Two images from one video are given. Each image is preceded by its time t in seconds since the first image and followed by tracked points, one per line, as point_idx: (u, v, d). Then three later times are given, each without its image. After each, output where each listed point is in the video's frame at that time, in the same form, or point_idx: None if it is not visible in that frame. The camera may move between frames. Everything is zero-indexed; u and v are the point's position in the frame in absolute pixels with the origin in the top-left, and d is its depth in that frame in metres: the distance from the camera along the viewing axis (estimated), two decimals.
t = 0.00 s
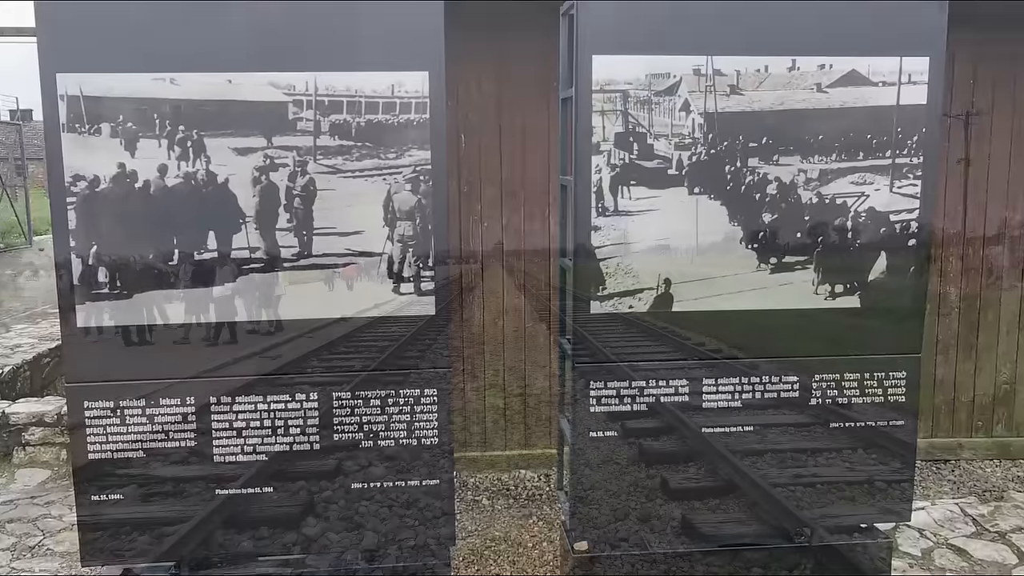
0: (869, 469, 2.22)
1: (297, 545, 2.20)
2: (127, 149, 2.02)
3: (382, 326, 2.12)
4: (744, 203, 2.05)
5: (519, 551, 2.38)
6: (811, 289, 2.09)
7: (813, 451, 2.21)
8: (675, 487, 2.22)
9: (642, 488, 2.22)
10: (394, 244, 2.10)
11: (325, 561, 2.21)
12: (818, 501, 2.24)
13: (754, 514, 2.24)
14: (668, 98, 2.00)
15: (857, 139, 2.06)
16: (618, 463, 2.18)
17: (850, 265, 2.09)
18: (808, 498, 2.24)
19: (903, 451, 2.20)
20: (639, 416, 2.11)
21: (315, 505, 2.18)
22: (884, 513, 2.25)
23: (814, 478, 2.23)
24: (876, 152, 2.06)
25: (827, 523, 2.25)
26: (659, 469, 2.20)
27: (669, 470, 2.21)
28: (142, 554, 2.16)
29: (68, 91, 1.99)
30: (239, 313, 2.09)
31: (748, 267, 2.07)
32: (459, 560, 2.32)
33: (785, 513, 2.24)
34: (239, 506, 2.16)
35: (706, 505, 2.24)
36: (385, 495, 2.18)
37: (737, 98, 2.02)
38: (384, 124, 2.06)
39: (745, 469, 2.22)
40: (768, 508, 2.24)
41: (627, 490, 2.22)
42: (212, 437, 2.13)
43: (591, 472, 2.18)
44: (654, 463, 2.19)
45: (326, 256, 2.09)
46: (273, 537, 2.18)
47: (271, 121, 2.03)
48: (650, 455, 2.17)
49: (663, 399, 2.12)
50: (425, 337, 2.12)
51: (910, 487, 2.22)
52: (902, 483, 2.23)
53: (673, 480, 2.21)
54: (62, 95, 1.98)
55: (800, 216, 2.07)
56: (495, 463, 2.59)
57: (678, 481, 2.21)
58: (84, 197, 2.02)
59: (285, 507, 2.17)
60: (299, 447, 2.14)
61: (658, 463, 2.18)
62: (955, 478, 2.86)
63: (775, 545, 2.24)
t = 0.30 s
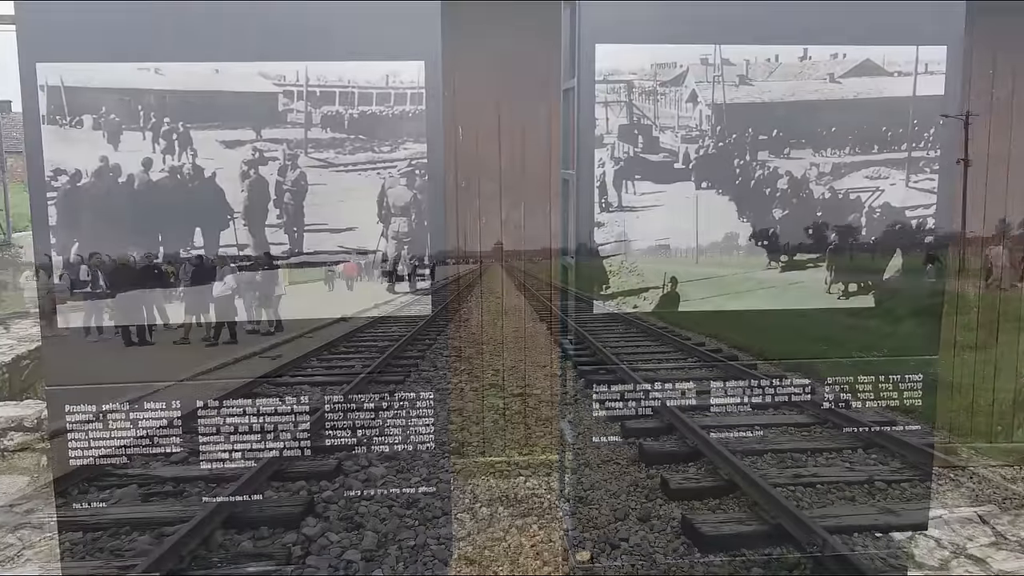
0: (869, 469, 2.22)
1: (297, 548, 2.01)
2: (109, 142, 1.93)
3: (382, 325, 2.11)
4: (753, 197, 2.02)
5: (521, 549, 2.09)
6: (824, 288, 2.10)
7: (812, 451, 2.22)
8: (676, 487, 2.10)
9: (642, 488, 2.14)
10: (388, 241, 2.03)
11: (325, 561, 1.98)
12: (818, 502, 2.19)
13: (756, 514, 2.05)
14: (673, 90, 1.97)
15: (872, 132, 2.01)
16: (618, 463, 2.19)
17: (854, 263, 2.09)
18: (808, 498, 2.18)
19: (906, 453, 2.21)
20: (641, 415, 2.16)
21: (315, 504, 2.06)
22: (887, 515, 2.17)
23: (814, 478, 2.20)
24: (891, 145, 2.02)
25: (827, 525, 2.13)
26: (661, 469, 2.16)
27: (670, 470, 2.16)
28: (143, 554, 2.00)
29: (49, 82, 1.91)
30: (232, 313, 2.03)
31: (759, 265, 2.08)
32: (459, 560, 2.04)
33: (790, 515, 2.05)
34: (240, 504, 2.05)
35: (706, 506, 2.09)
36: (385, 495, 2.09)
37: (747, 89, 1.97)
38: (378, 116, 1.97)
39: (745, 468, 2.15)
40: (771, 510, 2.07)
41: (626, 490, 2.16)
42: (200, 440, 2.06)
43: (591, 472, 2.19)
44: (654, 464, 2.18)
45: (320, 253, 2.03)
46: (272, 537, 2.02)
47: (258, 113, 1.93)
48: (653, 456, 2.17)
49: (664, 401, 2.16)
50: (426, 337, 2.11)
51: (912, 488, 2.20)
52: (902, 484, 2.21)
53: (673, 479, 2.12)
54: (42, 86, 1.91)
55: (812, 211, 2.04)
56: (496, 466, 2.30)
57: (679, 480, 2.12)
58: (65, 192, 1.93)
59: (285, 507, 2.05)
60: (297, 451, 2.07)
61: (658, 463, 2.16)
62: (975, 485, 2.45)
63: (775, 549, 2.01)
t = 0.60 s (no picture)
0: (869, 469, 2.13)
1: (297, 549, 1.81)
2: (102, 139, 1.89)
3: (382, 326, 2.17)
4: (756, 196, 2.05)
5: (522, 549, 1.87)
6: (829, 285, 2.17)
7: (811, 452, 2.20)
8: (675, 487, 1.98)
9: (642, 488, 2.06)
10: (386, 239, 1.99)
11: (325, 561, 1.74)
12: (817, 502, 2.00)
13: (755, 514, 1.84)
14: (678, 84, 1.94)
15: (876, 131, 2.05)
16: (618, 463, 2.19)
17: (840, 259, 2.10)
18: (807, 498, 2.01)
19: (906, 453, 2.17)
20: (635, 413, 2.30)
21: (316, 504, 1.95)
22: (887, 515, 1.95)
23: (814, 478, 2.08)
24: (896, 142, 2.07)
25: (826, 525, 1.87)
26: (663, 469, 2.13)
27: (670, 470, 2.11)
28: (144, 553, 1.79)
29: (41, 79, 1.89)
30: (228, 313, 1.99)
31: (761, 265, 2.10)
32: (458, 559, 1.79)
33: (790, 514, 1.79)
34: (241, 503, 1.91)
35: (706, 506, 1.94)
36: (384, 496, 2.03)
37: (752, 83, 1.95)
38: (376, 112, 1.95)
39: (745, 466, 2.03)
40: (772, 508, 1.85)
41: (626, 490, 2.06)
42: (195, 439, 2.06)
43: (591, 473, 2.18)
44: (654, 464, 2.15)
45: (314, 249, 1.96)
46: (273, 537, 1.83)
47: (253, 108, 1.89)
48: (654, 457, 2.16)
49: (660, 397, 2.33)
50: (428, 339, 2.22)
51: (914, 489, 2.07)
52: (902, 484, 2.08)
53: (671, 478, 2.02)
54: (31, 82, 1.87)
55: (819, 206, 2.06)
56: (496, 468, 2.25)
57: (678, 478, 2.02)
58: (55, 189, 1.90)
59: (286, 508, 1.91)
60: (296, 451, 2.08)
61: (658, 463, 2.15)
62: (983, 488, 2.12)
63: (774, 550, 1.75)
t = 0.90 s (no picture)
0: (870, 474, 2.17)
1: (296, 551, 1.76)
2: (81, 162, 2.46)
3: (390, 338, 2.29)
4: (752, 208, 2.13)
5: (522, 550, 1.76)
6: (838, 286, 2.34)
7: (804, 456, 2.33)
8: (676, 491, 1.99)
9: (643, 490, 2.09)
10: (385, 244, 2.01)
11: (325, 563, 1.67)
12: (819, 506, 1.96)
13: (755, 518, 1.82)
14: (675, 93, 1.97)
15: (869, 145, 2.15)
16: (618, 466, 2.29)
17: (834, 259, 4.07)
18: (808, 503, 1.97)
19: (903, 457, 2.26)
20: (629, 406, 2.82)
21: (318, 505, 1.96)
22: (888, 520, 1.88)
23: (814, 483, 2.10)
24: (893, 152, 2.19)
25: (826, 528, 1.81)
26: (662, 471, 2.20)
27: (669, 473, 2.19)
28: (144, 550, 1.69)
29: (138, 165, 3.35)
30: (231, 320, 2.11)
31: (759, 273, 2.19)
32: (458, 561, 1.69)
33: (791, 516, 1.76)
34: (242, 504, 1.89)
35: (706, 509, 1.93)
36: (384, 498, 2.06)
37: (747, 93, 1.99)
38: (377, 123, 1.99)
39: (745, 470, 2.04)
40: (771, 512, 1.83)
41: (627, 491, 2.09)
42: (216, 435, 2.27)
43: (591, 475, 2.23)
44: (654, 467, 2.24)
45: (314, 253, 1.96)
46: (272, 538, 1.78)
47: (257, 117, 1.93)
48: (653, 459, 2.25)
49: (655, 398, 2.85)
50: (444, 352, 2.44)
51: (914, 492, 2.07)
52: (904, 490, 2.07)
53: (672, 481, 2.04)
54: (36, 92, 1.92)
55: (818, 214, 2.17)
56: (496, 470, 2.28)
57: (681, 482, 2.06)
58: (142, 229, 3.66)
59: (285, 509, 1.89)
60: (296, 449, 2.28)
61: (658, 466, 2.24)
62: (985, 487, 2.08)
63: (774, 552, 1.70)
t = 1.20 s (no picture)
0: (871, 476, 2.17)
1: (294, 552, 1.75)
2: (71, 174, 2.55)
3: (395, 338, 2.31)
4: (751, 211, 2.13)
5: (522, 551, 1.75)
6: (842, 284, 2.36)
7: (805, 459, 2.32)
8: (676, 492, 1.99)
9: (643, 493, 2.08)
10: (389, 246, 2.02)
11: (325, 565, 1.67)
12: (820, 509, 1.95)
13: (755, 520, 1.82)
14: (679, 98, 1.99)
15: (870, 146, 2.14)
16: (618, 467, 2.28)
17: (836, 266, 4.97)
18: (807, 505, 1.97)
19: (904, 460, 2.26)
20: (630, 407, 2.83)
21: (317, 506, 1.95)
22: (888, 522, 1.87)
23: (814, 485, 2.09)
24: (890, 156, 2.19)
25: (827, 530, 1.81)
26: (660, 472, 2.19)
27: (669, 475, 2.18)
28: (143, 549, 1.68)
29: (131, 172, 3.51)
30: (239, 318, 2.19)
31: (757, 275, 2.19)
32: (458, 563, 1.68)
33: (791, 519, 1.75)
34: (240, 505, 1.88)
35: (707, 511, 1.93)
36: (384, 499, 2.05)
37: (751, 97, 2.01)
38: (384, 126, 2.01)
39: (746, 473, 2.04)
40: (772, 514, 1.83)
41: (626, 492, 2.08)
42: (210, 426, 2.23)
43: (591, 477, 2.23)
44: (654, 469, 2.23)
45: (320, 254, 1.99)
46: (271, 539, 1.78)
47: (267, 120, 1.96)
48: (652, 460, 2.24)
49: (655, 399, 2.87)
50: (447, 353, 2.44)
51: (915, 495, 2.07)
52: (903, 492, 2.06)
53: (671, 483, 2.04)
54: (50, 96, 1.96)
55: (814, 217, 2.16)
56: (497, 471, 2.28)
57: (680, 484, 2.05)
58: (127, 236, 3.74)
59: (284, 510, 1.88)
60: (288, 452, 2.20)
61: (658, 467, 2.23)
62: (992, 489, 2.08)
63: (774, 554, 1.69)
